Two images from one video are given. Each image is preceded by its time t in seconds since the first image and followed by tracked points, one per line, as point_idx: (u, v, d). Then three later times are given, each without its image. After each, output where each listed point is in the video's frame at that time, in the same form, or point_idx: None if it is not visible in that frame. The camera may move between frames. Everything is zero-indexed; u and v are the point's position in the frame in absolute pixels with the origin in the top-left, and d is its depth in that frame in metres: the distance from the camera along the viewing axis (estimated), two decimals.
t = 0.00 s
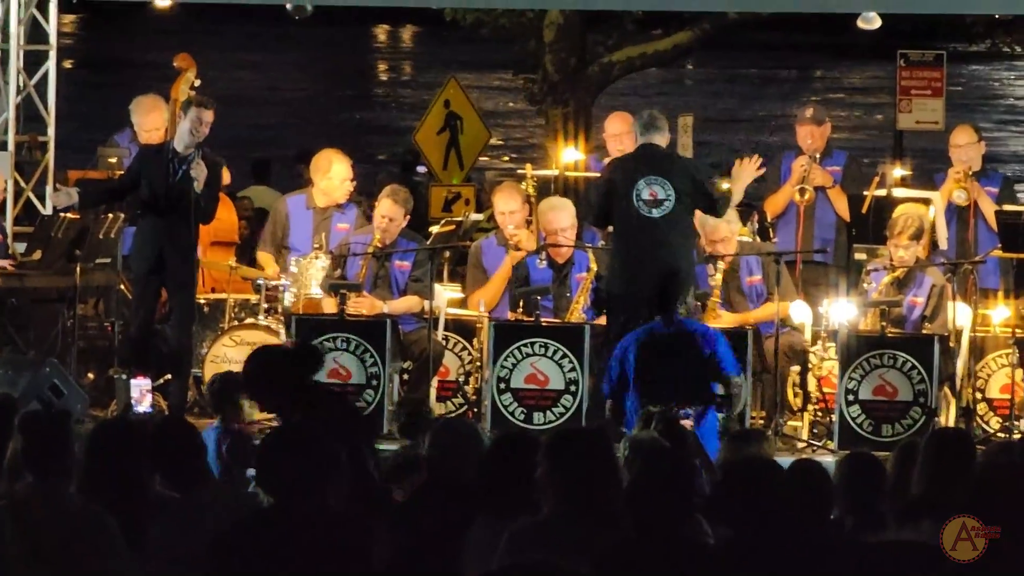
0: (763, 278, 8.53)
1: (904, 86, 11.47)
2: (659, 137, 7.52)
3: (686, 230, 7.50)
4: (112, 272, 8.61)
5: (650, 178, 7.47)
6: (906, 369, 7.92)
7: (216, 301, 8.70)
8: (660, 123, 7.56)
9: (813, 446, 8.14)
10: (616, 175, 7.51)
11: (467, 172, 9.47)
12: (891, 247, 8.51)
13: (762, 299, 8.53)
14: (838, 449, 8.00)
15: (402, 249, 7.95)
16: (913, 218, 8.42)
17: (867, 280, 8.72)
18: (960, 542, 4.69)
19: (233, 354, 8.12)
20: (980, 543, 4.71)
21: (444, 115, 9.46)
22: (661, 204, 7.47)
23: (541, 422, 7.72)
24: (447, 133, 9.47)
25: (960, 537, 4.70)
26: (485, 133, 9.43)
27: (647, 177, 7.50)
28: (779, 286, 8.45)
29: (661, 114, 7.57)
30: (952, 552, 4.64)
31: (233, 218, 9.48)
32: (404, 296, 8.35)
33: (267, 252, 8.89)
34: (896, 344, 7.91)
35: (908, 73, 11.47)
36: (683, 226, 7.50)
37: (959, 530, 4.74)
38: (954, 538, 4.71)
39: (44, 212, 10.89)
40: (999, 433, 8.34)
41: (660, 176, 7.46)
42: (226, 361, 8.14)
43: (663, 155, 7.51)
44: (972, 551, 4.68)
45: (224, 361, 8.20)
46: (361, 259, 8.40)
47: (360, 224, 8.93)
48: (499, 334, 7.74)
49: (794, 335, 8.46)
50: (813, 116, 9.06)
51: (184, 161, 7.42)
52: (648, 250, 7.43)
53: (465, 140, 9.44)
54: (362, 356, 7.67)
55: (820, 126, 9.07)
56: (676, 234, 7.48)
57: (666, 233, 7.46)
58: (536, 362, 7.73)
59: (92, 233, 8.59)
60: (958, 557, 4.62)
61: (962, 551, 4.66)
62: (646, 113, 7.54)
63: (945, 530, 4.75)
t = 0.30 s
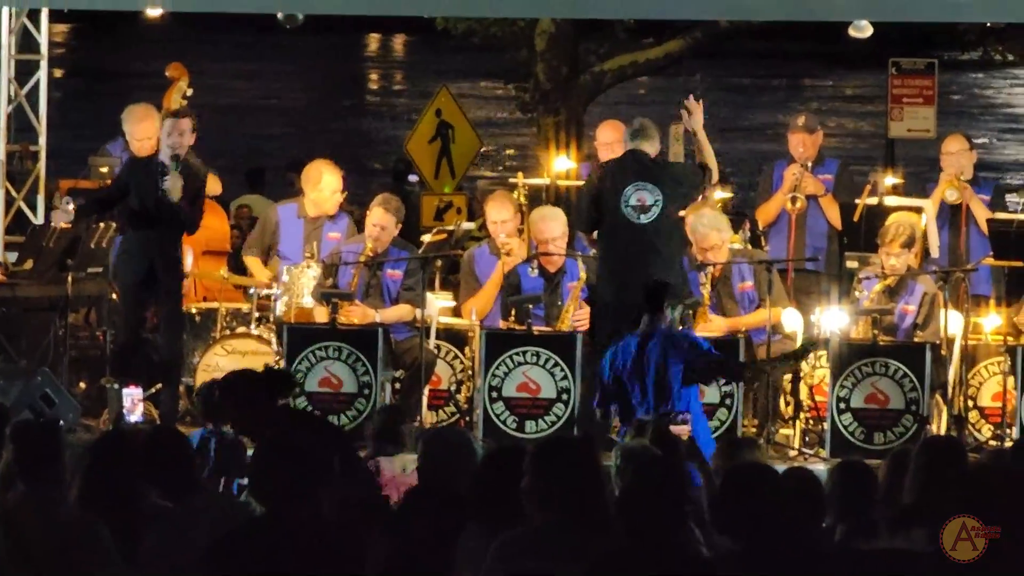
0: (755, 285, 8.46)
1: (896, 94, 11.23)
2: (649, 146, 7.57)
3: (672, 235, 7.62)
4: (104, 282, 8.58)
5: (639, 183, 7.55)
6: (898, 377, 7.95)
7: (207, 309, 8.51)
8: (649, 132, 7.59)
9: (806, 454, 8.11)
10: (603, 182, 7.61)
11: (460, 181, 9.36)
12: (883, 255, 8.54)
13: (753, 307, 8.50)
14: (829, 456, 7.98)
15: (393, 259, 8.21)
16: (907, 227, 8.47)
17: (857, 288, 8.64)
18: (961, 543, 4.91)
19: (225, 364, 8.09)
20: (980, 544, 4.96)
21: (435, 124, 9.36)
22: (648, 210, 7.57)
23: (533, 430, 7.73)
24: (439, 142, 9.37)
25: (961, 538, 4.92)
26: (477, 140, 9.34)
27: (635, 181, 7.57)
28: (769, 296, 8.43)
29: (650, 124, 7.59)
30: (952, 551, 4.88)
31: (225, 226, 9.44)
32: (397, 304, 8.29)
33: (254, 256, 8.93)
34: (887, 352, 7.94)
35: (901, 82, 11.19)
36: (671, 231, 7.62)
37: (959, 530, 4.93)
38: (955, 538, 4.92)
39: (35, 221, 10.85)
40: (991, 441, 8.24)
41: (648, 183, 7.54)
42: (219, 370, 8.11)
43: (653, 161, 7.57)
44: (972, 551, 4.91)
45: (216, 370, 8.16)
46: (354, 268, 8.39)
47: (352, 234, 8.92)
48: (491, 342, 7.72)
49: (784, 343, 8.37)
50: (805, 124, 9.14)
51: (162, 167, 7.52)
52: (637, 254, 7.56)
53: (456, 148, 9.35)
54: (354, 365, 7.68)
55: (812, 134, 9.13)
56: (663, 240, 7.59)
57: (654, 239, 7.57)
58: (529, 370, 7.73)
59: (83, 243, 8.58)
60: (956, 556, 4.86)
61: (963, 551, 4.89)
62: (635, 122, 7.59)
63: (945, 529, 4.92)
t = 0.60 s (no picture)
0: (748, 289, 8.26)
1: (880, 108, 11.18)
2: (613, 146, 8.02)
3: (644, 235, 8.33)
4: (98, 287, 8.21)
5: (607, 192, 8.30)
6: (892, 381, 7.94)
7: (202, 315, 8.34)
8: (614, 135, 8.01)
9: (799, 459, 8.00)
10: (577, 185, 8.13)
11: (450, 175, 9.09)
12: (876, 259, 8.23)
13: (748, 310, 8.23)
14: (824, 460, 8.00)
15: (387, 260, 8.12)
16: (899, 228, 8.16)
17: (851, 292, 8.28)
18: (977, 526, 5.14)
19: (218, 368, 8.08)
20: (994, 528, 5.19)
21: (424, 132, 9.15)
22: (619, 214, 8.32)
23: (527, 435, 7.74)
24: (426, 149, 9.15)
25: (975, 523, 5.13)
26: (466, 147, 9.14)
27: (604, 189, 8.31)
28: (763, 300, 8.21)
29: (614, 124, 7.97)
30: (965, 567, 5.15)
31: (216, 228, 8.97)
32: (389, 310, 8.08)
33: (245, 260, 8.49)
34: (881, 356, 7.96)
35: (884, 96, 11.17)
36: (642, 231, 8.32)
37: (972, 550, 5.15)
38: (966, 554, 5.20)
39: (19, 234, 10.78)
40: (985, 445, 7.96)
41: (618, 189, 8.29)
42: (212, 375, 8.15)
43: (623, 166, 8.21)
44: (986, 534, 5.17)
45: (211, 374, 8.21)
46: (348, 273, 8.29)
47: (347, 239, 8.34)
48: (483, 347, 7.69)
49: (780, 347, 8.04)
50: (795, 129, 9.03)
51: (126, 164, 8.48)
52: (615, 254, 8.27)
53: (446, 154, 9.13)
54: (349, 370, 7.78)
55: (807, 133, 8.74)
56: (635, 239, 8.31)
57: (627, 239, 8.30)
58: (522, 376, 7.71)
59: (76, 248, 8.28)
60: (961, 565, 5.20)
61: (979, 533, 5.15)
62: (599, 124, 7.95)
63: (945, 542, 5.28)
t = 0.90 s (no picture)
0: (737, 288, 8.51)
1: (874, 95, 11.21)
2: (596, 148, 7.56)
3: (615, 244, 7.60)
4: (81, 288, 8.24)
5: (580, 191, 7.54)
6: (882, 380, 7.92)
7: (190, 317, 8.50)
8: (598, 134, 7.60)
9: (791, 457, 7.96)
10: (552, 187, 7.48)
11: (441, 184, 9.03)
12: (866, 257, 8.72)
13: (734, 308, 8.47)
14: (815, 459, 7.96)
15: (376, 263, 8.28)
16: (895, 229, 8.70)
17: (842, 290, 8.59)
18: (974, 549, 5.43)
19: (208, 370, 8.21)
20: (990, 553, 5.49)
21: (417, 129, 9.05)
22: (590, 216, 7.55)
23: (515, 435, 7.55)
24: (421, 146, 9.01)
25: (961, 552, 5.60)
26: (457, 145, 8.99)
27: (574, 189, 7.56)
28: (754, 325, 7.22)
29: (599, 125, 7.60)
30: (952, 550, 6.22)
31: (206, 233, 9.44)
32: (378, 311, 8.25)
33: (241, 268, 8.80)
34: (871, 356, 7.95)
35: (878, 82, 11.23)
36: (613, 237, 7.59)
37: (960, 532, 6.24)
38: (956, 539, 6.23)
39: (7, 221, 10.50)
40: (975, 443, 8.17)
41: (591, 190, 7.53)
42: (201, 377, 8.25)
43: (596, 167, 7.57)
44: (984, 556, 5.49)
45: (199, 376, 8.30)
46: (336, 274, 8.43)
47: (332, 238, 8.88)
48: (473, 350, 7.73)
49: (771, 345, 8.31)
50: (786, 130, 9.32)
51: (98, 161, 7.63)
52: (587, 260, 7.54)
53: (438, 151, 8.95)
54: (338, 372, 7.65)
55: (793, 141, 9.29)
56: (607, 246, 7.58)
57: (603, 244, 7.58)
58: (512, 377, 7.61)
59: (66, 250, 8.37)
60: (956, 556, 6.21)
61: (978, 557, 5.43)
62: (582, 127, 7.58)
63: (946, 532, 6.22)
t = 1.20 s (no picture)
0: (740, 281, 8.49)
1: (882, 89, 11.25)
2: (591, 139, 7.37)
3: (614, 237, 7.33)
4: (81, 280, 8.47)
5: (577, 183, 7.30)
6: (884, 372, 7.93)
7: (194, 309, 8.53)
8: (592, 125, 7.40)
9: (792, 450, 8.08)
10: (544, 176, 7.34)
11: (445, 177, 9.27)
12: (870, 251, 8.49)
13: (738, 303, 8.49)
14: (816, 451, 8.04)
15: (380, 256, 8.26)
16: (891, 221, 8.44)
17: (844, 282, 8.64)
18: (962, 543, 5.35)
19: (211, 361, 8.13)
20: (979, 544, 5.38)
21: (420, 122, 9.17)
22: (588, 209, 7.29)
23: (520, 427, 7.70)
24: (424, 139, 9.18)
25: (961, 540, 5.35)
26: (462, 137, 9.15)
27: (573, 180, 7.32)
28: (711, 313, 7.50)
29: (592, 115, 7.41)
30: (952, 552, 5.34)
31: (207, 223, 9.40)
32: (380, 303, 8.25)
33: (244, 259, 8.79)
34: (875, 348, 7.91)
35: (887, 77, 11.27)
36: (614, 232, 7.34)
37: (959, 532, 5.33)
38: (955, 538, 5.34)
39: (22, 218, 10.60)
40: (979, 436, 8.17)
41: (588, 181, 7.28)
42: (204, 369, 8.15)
43: (593, 158, 7.33)
44: (971, 550, 5.36)
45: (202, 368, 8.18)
46: (338, 266, 8.35)
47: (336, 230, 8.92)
48: (476, 340, 7.73)
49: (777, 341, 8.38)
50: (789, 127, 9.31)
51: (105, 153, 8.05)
52: (581, 255, 7.31)
53: (442, 145, 9.17)
54: (341, 363, 7.66)
55: (796, 136, 9.32)
56: (606, 242, 7.32)
57: (599, 238, 7.31)
58: (516, 368, 7.70)
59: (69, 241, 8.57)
60: (956, 557, 5.34)
61: (960, 552, 5.35)
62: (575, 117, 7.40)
63: (947, 531, 5.29)
